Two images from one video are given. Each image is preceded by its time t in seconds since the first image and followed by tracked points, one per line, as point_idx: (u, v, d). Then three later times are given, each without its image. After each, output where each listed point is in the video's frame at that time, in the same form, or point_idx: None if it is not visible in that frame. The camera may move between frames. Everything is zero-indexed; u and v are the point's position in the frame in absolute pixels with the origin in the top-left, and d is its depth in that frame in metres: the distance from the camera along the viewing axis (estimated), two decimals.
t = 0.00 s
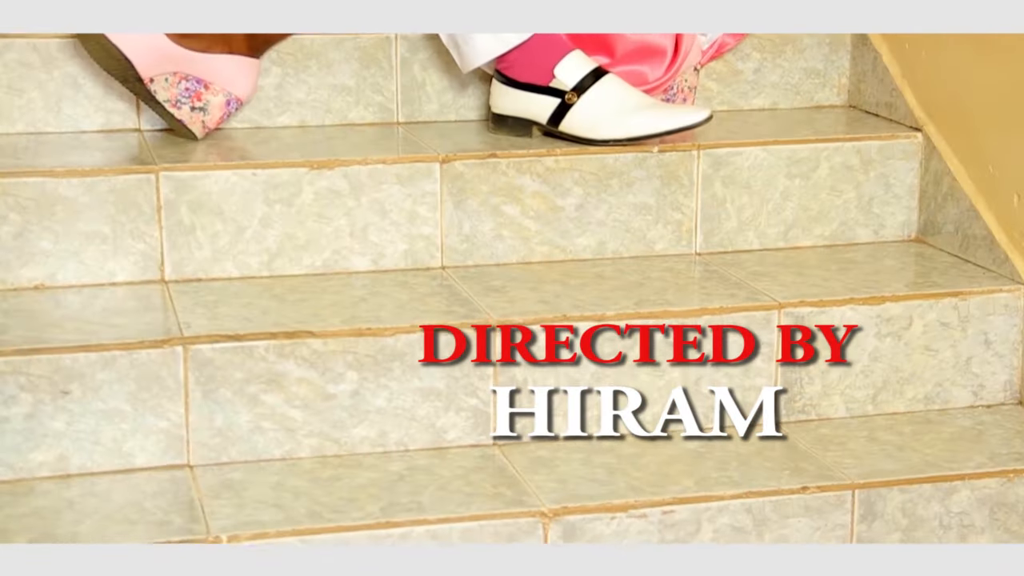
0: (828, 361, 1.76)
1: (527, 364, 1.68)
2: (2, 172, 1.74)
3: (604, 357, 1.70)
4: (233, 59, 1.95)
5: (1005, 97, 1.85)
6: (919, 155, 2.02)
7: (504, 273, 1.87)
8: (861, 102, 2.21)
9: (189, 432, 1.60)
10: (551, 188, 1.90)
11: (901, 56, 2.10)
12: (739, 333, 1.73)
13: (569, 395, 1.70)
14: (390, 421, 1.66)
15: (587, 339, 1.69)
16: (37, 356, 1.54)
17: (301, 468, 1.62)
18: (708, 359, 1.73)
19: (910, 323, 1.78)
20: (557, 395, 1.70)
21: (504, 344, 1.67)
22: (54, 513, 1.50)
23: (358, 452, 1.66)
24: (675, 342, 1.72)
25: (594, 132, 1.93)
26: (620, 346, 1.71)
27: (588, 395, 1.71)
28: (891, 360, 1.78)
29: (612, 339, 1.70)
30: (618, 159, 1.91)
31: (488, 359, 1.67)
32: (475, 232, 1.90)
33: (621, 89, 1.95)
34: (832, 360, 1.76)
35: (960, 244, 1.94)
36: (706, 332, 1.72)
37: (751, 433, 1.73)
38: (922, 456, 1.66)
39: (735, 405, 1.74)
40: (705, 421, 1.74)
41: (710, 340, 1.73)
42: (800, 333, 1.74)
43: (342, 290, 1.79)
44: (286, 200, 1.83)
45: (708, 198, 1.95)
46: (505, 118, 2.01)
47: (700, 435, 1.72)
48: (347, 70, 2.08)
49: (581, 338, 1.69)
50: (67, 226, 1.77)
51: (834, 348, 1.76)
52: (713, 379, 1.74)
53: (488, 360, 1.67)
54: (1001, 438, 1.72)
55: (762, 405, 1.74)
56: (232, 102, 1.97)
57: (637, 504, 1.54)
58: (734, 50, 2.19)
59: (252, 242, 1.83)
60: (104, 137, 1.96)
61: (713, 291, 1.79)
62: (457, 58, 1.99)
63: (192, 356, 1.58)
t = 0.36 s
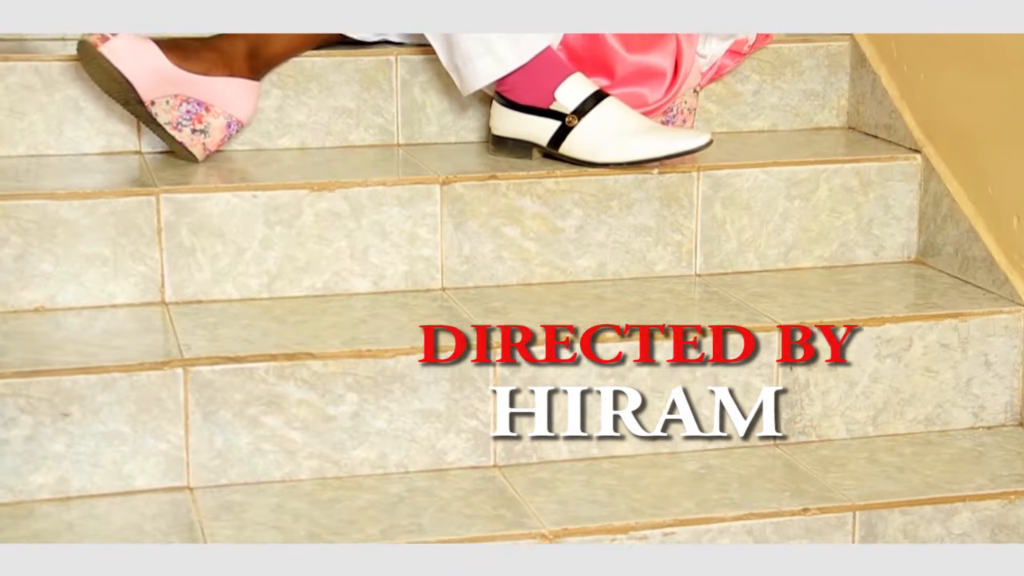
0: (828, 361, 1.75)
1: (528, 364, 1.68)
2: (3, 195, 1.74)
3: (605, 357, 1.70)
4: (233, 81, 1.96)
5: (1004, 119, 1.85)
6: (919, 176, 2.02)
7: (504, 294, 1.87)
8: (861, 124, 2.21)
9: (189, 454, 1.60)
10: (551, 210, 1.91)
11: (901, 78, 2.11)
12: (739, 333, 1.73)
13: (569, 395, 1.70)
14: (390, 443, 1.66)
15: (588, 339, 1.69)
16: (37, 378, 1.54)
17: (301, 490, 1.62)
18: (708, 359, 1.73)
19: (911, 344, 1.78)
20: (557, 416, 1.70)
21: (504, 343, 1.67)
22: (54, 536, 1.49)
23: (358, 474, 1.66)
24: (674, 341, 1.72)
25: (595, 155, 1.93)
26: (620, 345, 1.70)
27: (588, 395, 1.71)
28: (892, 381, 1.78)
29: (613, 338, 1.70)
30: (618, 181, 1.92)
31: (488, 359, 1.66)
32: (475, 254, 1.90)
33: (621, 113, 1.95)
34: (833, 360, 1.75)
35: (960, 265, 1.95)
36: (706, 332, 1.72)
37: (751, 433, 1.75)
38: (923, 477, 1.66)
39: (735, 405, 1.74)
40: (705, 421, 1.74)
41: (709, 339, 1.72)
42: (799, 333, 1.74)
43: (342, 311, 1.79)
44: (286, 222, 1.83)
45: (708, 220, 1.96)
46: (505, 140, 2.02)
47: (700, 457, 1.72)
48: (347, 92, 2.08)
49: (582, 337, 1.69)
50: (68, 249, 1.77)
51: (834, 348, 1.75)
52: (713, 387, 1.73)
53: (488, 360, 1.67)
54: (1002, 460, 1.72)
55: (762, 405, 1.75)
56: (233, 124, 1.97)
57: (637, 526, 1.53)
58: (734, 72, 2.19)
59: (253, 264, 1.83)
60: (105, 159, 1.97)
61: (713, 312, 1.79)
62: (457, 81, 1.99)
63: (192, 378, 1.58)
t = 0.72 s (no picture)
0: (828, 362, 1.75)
1: (527, 369, 1.68)
2: (4, 213, 1.74)
3: (605, 357, 1.70)
4: (233, 101, 1.96)
5: (1003, 137, 1.86)
6: (918, 195, 2.02)
7: (504, 312, 1.88)
8: (860, 142, 2.22)
9: (189, 473, 1.60)
10: (551, 228, 1.91)
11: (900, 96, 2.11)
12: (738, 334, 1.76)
13: (569, 395, 1.69)
14: (390, 461, 1.66)
15: (587, 338, 1.74)
16: (37, 397, 1.54)
17: (301, 509, 1.62)
18: (708, 359, 1.72)
19: (911, 363, 1.78)
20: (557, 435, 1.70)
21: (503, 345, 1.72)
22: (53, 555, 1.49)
23: (358, 493, 1.66)
24: (673, 346, 1.73)
25: (595, 173, 1.93)
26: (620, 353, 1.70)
27: (588, 394, 1.70)
28: (892, 400, 1.78)
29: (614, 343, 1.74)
30: (618, 200, 1.92)
31: (487, 359, 1.68)
32: (475, 272, 1.90)
33: (620, 131, 1.95)
34: (833, 359, 1.75)
35: (960, 283, 1.95)
36: (705, 333, 1.78)
37: (752, 433, 1.75)
38: (924, 496, 1.66)
39: (736, 405, 1.74)
40: (705, 420, 1.74)
41: (709, 343, 1.74)
42: (799, 334, 1.77)
43: (342, 329, 1.80)
44: (286, 240, 1.83)
45: (708, 238, 1.96)
46: (505, 159, 2.02)
47: (699, 475, 1.72)
48: (348, 111, 2.09)
49: (581, 335, 1.76)
50: (68, 267, 1.77)
51: (834, 347, 1.75)
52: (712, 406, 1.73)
53: (488, 360, 1.68)
54: (1003, 478, 1.71)
55: (762, 406, 1.75)
56: (234, 144, 1.98)
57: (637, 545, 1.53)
58: (733, 91, 2.20)
59: (253, 282, 1.83)
60: (106, 178, 1.97)
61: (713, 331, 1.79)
62: (457, 99, 1.99)
63: (192, 397, 1.58)
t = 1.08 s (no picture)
0: (828, 372, 1.75)
1: (527, 382, 1.67)
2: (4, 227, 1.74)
3: (604, 356, 1.73)
4: (233, 114, 1.96)
5: (1002, 150, 1.86)
6: (917, 208, 2.03)
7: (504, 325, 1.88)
8: (859, 155, 2.22)
9: (188, 486, 1.60)
10: (550, 241, 1.91)
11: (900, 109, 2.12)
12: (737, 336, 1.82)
13: (569, 395, 1.69)
14: (390, 474, 1.66)
15: (587, 338, 1.80)
16: (37, 411, 1.54)
17: (301, 522, 1.62)
18: (708, 359, 1.72)
19: (911, 376, 1.78)
20: (558, 448, 1.70)
21: (503, 345, 1.77)
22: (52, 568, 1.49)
23: (358, 506, 1.65)
24: (674, 350, 1.76)
25: (595, 186, 1.93)
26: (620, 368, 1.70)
27: (588, 394, 1.69)
28: (892, 413, 1.78)
29: (614, 345, 1.78)
30: (617, 212, 1.92)
31: (488, 359, 1.73)
32: (475, 285, 1.90)
33: (620, 145, 1.96)
34: (832, 359, 1.75)
35: (960, 296, 1.95)
36: (705, 334, 1.84)
37: (752, 433, 1.74)
38: (924, 509, 1.65)
39: (735, 404, 1.73)
40: (705, 420, 1.73)
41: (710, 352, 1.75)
42: (799, 333, 1.82)
43: (342, 342, 1.79)
44: (286, 253, 1.83)
45: (708, 251, 1.96)
46: (505, 171, 2.02)
47: (700, 488, 1.72)
48: (348, 124, 2.09)
49: (581, 336, 1.82)
50: (68, 281, 1.77)
51: (832, 343, 1.77)
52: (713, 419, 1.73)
53: (488, 360, 1.73)
54: (1003, 491, 1.71)
55: (762, 406, 1.74)
56: (234, 157, 1.98)
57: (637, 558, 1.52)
58: (732, 104, 2.20)
59: (253, 295, 1.83)
60: (106, 192, 1.97)
61: (714, 343, 1.79)
62: (457, 112, 1.99)
63: (192, 410, 1.58)
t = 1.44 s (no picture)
0: (828, 385, 1.75)
1: (527, 394, 1.67)
2: (4, 241, 1.74)
3: (605, 358, 1.78)
4: (234, 128, 1.98)
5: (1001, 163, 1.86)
6: (917, 221, 2.03)
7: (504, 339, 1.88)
8: (859, 168, 2.22)
9: (188, 500, 1.60)
10: (551, 254, 1.91)
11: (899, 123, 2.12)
12: (736, 345, 1.84)
13: (569, 395, 1.69)
14: (391, 488, 1.66)
15: (587, 340, 1.86)
16: (37, 425, 1.54)
17: (301, 536, 1.61)
18: (707, 359, 1.78)
19: (911, 389, 1.78)
20: (558, 462, 1.70)
21: (504, 356, 1.79)
22: None
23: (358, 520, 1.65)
24: (675, 349, 1.81)
25: (595, 200, 1.93)
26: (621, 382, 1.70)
27: (588, 399, 1.69)
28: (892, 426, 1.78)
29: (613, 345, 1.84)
30: (618, 225, 1.92)
31: (489, 359, 1.79)
32: (476, 298, 1.90)
33: (620, 160, 1.96)
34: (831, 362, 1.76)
35: (960, 309, 1.95)
36: (705, 334, 1.90)
37: (751, 432, 1.74)
38: (924, 522, 1.65)
39: (736, 403, 1.73)
40: (705, 434, 1.73)
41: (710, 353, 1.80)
42: (799, 333, 1.88)
43: (343, 356, 1.79)
44: (286, 266, 1.83)
45: (708, 264, 1.96)
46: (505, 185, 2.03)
47: (700, 502, 1.72)
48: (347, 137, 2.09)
49: (580, 336, 1.88)
50: (68, 294, 1.77)
51: (830, 350, 1.80)
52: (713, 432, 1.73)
53: (490, 360, 1.78)
54: (1004, 504, 1.71)
55: (762, 407, 1.74)
56: (234, 171, 1.98)
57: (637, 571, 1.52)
58: (732, 118, 2.21)
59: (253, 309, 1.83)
60: (107, 206, 1.97)
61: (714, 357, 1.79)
62: (457, 127, 1.99)
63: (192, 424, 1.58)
